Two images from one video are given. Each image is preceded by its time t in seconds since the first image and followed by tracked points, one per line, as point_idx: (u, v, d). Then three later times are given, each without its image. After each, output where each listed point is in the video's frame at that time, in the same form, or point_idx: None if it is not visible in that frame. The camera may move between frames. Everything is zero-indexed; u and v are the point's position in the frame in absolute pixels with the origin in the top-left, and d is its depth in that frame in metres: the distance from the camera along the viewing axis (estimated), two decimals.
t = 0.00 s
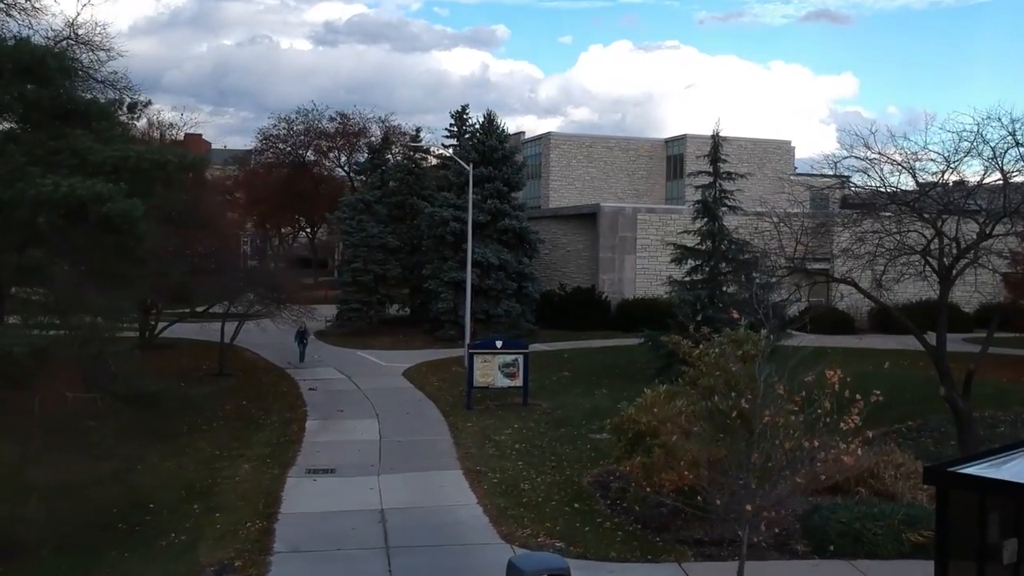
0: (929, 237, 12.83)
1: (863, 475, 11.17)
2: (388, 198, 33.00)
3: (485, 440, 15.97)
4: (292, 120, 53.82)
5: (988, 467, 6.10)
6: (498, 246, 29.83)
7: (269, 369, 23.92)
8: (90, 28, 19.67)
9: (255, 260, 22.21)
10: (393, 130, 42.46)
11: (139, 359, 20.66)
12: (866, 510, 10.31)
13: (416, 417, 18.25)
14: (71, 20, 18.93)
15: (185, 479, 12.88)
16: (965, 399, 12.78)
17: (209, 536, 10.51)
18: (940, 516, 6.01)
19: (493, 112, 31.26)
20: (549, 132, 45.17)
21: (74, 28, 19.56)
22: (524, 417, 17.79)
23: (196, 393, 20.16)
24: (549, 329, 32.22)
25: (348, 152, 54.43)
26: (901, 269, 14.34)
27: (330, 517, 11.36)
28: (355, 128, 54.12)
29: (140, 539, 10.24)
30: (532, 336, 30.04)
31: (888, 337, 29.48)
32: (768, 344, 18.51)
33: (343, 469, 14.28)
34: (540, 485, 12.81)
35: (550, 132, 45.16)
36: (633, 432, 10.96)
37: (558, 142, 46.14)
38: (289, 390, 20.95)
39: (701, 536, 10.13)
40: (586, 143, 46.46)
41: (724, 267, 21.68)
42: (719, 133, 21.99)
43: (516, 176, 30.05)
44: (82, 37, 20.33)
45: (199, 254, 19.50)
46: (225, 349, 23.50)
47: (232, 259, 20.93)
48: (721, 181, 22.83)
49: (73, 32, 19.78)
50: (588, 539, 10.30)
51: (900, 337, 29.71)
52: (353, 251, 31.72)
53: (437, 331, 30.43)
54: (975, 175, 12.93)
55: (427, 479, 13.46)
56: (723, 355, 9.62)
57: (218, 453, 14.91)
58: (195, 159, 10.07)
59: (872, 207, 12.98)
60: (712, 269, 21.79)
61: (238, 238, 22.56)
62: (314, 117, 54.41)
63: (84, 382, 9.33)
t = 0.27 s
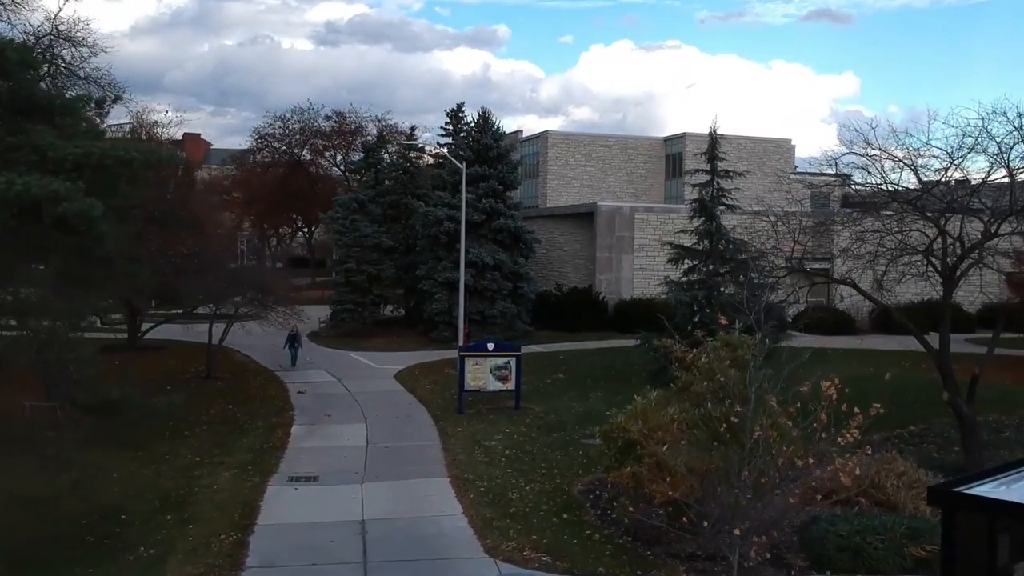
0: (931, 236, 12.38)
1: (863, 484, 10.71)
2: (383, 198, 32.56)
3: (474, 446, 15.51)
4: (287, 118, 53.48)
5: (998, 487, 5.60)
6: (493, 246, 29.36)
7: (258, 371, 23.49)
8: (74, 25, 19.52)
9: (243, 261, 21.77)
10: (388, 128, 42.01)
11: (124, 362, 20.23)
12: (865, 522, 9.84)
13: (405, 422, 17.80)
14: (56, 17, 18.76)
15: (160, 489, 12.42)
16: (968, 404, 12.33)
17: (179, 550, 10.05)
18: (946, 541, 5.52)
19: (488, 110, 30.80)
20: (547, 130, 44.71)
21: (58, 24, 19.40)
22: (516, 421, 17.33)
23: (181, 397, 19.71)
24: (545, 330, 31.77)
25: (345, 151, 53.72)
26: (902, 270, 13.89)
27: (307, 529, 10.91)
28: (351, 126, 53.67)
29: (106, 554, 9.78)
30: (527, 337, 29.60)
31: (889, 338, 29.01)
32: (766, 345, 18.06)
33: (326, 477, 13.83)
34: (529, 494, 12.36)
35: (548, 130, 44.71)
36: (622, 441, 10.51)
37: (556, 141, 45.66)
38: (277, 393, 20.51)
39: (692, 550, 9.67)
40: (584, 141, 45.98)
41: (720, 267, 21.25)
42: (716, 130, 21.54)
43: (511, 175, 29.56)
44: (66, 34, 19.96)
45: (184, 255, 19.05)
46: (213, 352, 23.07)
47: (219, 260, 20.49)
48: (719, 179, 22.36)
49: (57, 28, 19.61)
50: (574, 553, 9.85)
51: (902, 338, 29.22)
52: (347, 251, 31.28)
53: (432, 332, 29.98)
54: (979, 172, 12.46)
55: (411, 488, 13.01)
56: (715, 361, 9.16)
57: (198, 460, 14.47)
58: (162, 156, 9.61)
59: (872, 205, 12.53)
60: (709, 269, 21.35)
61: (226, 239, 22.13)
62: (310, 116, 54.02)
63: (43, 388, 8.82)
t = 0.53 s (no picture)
0: (940, 235, 11.89)
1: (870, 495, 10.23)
2: (378, 197, 32.12)
3: (467, 452, 15.03)
4: (284, 117, 53.20)
5: (1021, 510, 5.09)
6: (490, 245, 28.88)
7: (250, 374, 23.06)
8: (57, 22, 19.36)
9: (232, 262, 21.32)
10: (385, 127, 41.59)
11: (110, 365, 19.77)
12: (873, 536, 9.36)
13: (398, 427, 17.34)
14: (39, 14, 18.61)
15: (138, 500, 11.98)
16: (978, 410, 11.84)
17: (153, 566, 9.61)
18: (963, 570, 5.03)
19: (485, 107, 30.33)
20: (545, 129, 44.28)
21: (41, 22, 19.25)
22: (511, 427, 16.85)
23: (169, 402, 19.26)
24: (543, 332, 31.31)
25: (342, 150, 53.24)
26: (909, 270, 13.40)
27: (288, 543, 10.45)
28: (349, 126, 53.25)
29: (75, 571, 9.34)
30: (525, 338, 29.14)
31: (893, 338, 28.52)
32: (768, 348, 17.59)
33: (313, 486, 13.37)
34: (522, 504, 11.87)
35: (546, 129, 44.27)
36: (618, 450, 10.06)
37: (555, 140, 45.17)
38: (268, 397, 20.05)
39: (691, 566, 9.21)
40: (583, 139, 45.52)
41: (721, 267, 20.79)
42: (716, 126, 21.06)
43: (508, 174, 29.08)
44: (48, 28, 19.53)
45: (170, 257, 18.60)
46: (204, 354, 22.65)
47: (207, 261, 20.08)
48: (719, 177, 21.89)
49: (40, 25, 19.45)
50: (568, 569, 9.40)
51: (906, 339, 28.71)
52: (342, 252, 30.85)
53: (428, 334, 29.54)
54: (990, 168, 11.96)
55: (399, 497, 12.55)
56: (713, 368, 8.69)
57: (181, 468, 14.03)
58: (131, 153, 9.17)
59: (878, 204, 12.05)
60: (708, 269, 20.90)
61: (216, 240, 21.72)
62: (307, 115, 53.64)
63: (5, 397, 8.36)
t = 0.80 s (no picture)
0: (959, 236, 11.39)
1: (888, 509, 9.72)
2: (378, 197, 31.66)
3: (466, 460, 14.53)
4: (283, 117, 52.80)
5: None
6: (491, 246, 28.38)
7: (246, 378, 22.60)
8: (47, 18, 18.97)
9: (226, 263, 20.86)
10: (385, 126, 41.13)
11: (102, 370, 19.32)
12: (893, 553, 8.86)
13: (395, 433, 16.86)
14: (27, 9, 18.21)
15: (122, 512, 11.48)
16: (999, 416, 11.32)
17: None
18: None
19: (486, 106, 29.85)
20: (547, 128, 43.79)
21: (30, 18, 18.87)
22: (512, 433, 16.36)
23: (162, 408, 18.79)
24: (546, 333, 30.82)
25: (342, 150, 52.75)
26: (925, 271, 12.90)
27: (277, 559, 9.96)
28: (349, 125, 52.79)
29: None
30: (527, 340, 28.66)
31: (902, 340, 28.01)
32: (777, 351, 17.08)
33: (306, 496, 12.89)
34: (522, 516, 11.38)
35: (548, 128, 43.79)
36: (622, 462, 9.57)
37: (557, 138, 44.68)
38: (263, 401, 19.58)
39: None
40: (586, 139, 45.04)
41: (727, 268, 20.29)
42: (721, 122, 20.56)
43: (510, 173, 28.58)
44: (36, 24, 19.09)
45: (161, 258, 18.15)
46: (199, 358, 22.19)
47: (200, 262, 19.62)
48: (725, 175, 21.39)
49: (29, 22, 19.07)
50: None
51: (915, 340, 28.19)
52: (341, 253, 30.39)
53: (428, 336, 29.05)
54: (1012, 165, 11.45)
55: (395, 509, 12.06)
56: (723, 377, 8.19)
57: (170, 478, 13.55)
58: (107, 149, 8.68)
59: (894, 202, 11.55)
60: (714, 270, 20.41)
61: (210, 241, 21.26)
62: (308, 115, 53.19)
63: None
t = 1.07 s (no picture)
0: (990, 237, 10.86)
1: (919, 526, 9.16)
2: (383, 197, 31.19)
3: (472, 469, 13.99)
4: (288, 117, 52.33)
5: None
6: (497, 246, 27.88)
7: (247, 383, 22.14)
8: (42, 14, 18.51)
9: (227, 265, 20.41)
10: (390, 126, 40.64)
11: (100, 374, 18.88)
12: None
13: (400, 440, 16.36)
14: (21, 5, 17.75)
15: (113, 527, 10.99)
16: None
17: None
18: None
19: (492, 104, 29.35)
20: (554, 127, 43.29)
21: (25, 14, 18.43)
22: (519, 439, 15.86)
23: (161, 414, 18.34)
24: (554, 335, 30.32)
25: (347, 150, 52.25)
26: (952, 273, 12.36)
27: None
28: (354, 125, 52.35)
29: None
30: (534, 343, 28.15)
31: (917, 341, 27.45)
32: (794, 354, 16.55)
33: (306, 508, 12.40)
34: (531, 530, 10.87)
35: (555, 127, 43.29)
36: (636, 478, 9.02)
37: (564, 137, 44.18)
38: (265, 407, 19.11)
39: None
40: (593, 137, 44.53)
41: (740, 268, 19.78)
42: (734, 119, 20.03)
43: (516, 172, 28.08)
44: (31, 21, 18.65)
45: (159, 258, 17.59)
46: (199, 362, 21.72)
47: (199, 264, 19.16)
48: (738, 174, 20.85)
49: (25, 18, 18.63)
50: None
51: (931, 342, 27.61)
52: (345, 253, 29.90)
53: (434, 338, 28.55)
54: None
55: (397, 522, 11.55)
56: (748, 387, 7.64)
57: (165, 489, 13.07)
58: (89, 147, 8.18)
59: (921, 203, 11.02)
60: (727, 271, 19.89)
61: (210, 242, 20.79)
62: (312, 115, 52.76)
63: None
